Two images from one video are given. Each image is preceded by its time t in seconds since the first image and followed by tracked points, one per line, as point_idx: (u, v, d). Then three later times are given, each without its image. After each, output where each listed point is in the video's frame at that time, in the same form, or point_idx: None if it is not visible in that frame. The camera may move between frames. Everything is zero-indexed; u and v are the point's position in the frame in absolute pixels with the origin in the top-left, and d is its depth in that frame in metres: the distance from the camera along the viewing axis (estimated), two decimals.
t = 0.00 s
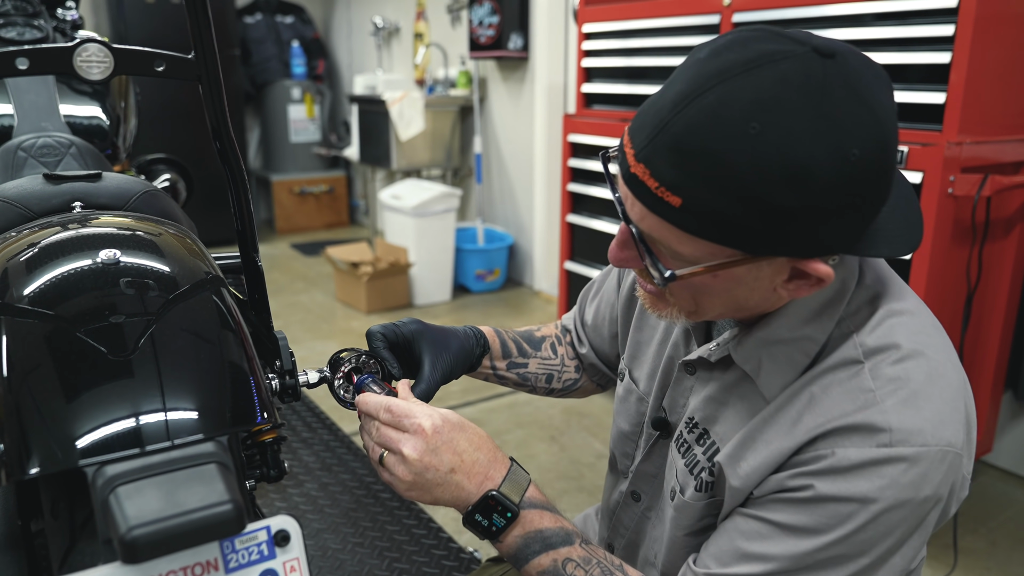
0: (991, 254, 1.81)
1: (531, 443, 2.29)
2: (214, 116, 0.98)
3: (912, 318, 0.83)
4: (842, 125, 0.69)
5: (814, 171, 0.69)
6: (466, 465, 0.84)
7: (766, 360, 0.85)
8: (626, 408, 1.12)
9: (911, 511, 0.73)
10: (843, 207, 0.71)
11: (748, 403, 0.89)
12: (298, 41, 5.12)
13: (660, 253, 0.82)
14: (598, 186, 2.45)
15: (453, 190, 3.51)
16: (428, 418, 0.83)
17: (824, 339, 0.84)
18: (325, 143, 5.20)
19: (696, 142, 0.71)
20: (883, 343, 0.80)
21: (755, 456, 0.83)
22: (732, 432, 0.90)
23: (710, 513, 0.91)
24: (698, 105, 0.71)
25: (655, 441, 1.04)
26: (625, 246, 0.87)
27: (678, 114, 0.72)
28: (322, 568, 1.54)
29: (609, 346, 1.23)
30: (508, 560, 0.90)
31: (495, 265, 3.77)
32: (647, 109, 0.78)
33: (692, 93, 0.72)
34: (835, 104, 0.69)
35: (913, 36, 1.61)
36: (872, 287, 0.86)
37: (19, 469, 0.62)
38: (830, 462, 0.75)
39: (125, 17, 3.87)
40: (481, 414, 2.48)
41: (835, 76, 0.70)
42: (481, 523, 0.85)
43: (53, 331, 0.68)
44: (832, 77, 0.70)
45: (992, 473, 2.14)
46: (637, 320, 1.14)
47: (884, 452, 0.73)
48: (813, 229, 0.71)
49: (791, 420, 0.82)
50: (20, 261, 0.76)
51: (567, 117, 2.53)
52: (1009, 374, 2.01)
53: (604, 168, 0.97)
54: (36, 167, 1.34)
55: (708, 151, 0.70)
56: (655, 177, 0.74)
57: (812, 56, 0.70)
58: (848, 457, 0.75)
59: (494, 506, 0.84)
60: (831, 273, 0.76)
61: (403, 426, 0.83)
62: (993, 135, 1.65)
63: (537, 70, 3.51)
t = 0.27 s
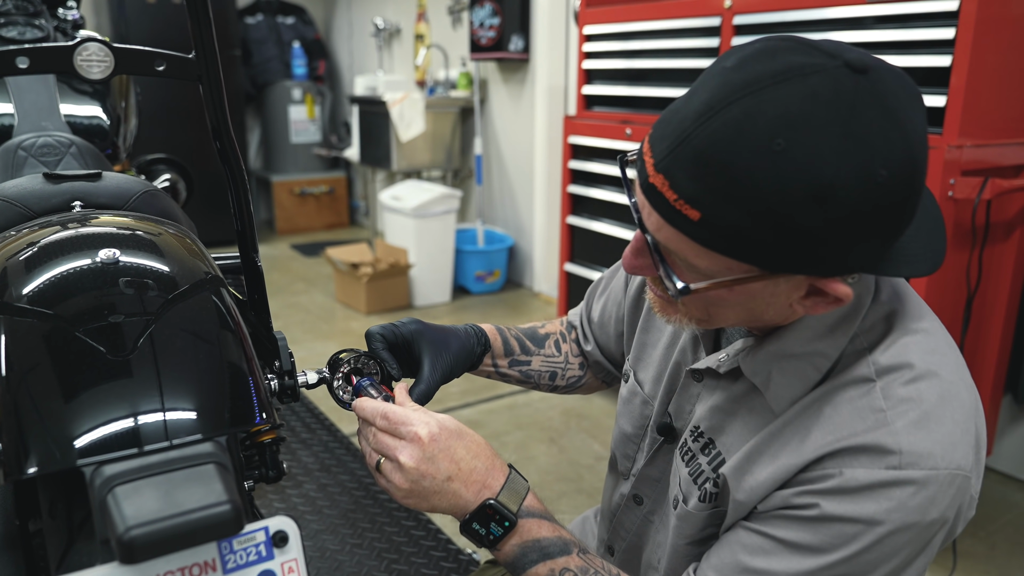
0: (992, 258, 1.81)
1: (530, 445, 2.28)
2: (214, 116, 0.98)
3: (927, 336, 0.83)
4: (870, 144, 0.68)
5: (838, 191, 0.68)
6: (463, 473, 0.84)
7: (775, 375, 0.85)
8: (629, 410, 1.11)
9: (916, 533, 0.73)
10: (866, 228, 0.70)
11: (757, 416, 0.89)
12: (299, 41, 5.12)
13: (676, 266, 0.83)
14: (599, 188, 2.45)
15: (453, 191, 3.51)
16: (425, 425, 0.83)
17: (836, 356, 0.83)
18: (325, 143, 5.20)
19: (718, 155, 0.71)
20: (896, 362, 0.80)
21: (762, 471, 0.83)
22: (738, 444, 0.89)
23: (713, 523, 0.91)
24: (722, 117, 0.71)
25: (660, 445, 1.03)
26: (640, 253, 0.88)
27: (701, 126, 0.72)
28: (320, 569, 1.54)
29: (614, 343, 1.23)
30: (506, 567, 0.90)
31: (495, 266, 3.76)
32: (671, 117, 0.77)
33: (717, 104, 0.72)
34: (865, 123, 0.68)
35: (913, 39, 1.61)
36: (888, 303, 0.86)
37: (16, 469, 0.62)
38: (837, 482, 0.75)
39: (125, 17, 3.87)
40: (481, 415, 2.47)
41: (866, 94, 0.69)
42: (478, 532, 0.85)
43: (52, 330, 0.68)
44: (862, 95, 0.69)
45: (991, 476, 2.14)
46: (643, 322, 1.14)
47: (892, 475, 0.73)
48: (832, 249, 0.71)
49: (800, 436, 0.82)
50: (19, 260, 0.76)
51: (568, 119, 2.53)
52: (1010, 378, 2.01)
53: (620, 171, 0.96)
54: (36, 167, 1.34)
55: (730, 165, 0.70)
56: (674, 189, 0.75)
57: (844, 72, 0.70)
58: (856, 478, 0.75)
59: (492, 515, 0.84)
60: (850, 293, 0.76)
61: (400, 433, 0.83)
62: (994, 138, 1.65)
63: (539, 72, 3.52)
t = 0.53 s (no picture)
0: (991, 260, 1.81)
1: (529, 446, 2.28)
2: (214, 116, 0.98)
3: (927, 340, 0.83)
4: (869, 148, 0.68)
5: (836, 195, 0.68)
6: (462, 476, 0.84)
7: (775, 378, 0.85)
8: (629, 411, 1.12)
9: (915, 537, 0.73)
10: (863, 231, 0.70)
11: (756, 420, 0.89)
12: (300, 41, 5.12)
13: (674, 268, 0.82)
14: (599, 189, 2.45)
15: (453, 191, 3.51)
16: (423, 428, 0.83)
17: (835, 360, 0.83)
18: (326, 144, 5.20)
19: (717, 157, 0.71)
20: (895, 366, 0.80)
21: (760, 473, 0.83)
22: (737, 447, 0.89)
23: (712, 525, 0.91)
24: (721, 119, 0.71)
25: (659, 446, 1.03)
26: (639, 255, 0.88)
27: (700, 128, 0.72)
28: (319, 569, 1.54)
29: (613, 345, 1.23)
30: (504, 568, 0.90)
31: (495, 267, 3.77)
32: (670, 118, 0.77)
33: (716, 106, 0.72)
34: (864, 127, 0.68)
35: (913, 41, 1.61)
36: (887, 307, 0.86)
37: (14, 468, 0.62)
38: (836, 486, 0.75)
39: (127, 17, 3.87)
40: (480, 416, 2.47)
41: (866, 97, 0.69)
42: (477, 535, 0.85)
43: (50, 330, 0.68)
44: (862, 98, 0.69)
45: (990, 478, 2.14)
46: (643, 324, 1.14)
47: (891, 478, 0.73)
48: (830, 252, 0.71)
49: (799, 440, 0.82)
50: (18, 259, 0.76)
51: (568, 120, 2.53)
52: (1009, 381, 2.01)
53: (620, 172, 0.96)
54: (36, 166, 1.34)
55: (728, 168, 0.70)
56: (672, 191, 0.75)
57: (844, 76, 0.70)
58: (854, 481, 0.74)
59: (490, 518, 0.84)
60: (848, 297, 0.76)
61: (398, 435, 0.83)
62: (994, 141, 1.65)
63: (539, 73, 3.52)
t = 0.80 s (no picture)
0: (991, 262, 1.81)
1: (529, 446, 2.28)
2: (216, 117, 0.98)
3: (923, 343, 0.83)
4: (865, 156, 0.68)
5: (831, 203, 0.68)
6: (464, 481, 0.84)
7: (772, 380, 0.85)
8: (628, 413, 1.12)
9: (910, 539, 0.74)
10: (859, 239, 0.71)
11: (753, 422, 0.89)
12: (301, 42, 5.12)
13: (671, 275, 0.83)
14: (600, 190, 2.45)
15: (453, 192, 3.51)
16: (426, 434, 0.83)
17: (832, 362, 0.84)
18: (326, 144, 5.20)
19: (713, 166, 0.71)
20: (892, 369, 0.80)
21: (757, 475, 0.83)
22: (735, 449, 0.90)
23: (710, 525, 0.91)
24: (717, 128, 0.71)
25: (659, 448, 1.04)
26: (635, 260, 0.88)
27: (696, 137, 0.72)
28: (319, 570, 1.54)
29: (613, 346, 1.24)
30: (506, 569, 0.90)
31: (495, 268, 3.77)
32: (666, 125, 0.78)
33: (712, 115, 0.72)
34: (859, 135, 0.68)
35: (914, 43, 1.61)
36: (884, 309, 0.86)
37: (16, 468, 0.62)
38: (832, 488, 0.75)
39: (128, 16, 3.88)
40: (480, 416, 2.47)
41: (861, 105, 0.69)
42: (479, 537, 0.85)
43: (52, 330, 0.68)
44: (858, 106, 0.69)
45: (990, 480, 2.14)
46: (643, 325, 1.14)
47: (887, 481, 0.73)
48: (826, 260, 0.71)
49: (796, 442, 0.82)
50: (20, 260, 0.76)
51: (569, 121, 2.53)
52: (1009, 382, 2.01)
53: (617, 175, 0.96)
54: (37, 166, 1.35)
55: (724, 177, 0.70)
56: (669, 199, 0.75)
57: (839, 84, 0.70)
58: (850, 484, 0.75)
59: (493, 521, 0.84)
60: (843, 303, 0.77)
61: (400, 441, 0.83)
62: (994, 143, 1.65)
63: (540, 74, 3.52)
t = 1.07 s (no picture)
0: (991, 264, 1.81)
1: (529, 447, 2.29)
2: (218, 117, 0.98)
3: (922, 347, 0.83)
4: (862, 163, 0.68)
5: (828, 211, 0.68)
6: (464, 483, 0.84)
7: (771, 384, 0.85)
8: (628, 415, 1.12)
9: (909, 542, 0.74)
10: (856, 246, 0.71)
11: (753, 425, 0.89)
12: (301, 42, 5.12)
13: (669, 280, 0.83)
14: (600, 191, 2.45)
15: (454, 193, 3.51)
16: (426, 437, 0.83)
17: (830, 365, 0.84)
18: (327, 144, 5.20)
19: (710, 174, 0.71)
20: (890, 373, 0.80)
21: (755, 479, 0.83)
22: (733, 452, 0.89)
23: (709, 528, 0.91)
24: (713, 135, 0.71)
25: (659, 450, 1.04)
26: (633, 266, 0.88)
27: (692, 144, 0.72)
28: (318, 570, 1.54)
29: (613, 347, 1.24)
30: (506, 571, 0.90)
31: (495, 268, 3.77)
32: (663, 132, 0.78)
33: (708, 122, 0.72)
34: (856, 143, 0.68)
35: (915, 46, 1.61)
36: (883, 313, 0.86)
37: (17, 468, 0.62)
38: (831, 492, 0.75)
39: (129, 16, 3.88)
40: (480, 417, 2.47)
41: (858, 112, 0.69)
42: (478, 539, 0.85)
43: (54, 330, 0.68)
44: (854, 114, 0.69)
45: (989, 482, 2.14)
46: (643, 328, 1.14)
47: (885, 485, 0.73)
48: (822, 268, 0.72)
49: (795, 446, 0.82)
50: (21, 259, 0.76)
51: (569, 122, 2.53)
52: (1008, 385, 2.01)
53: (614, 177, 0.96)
54: (38, 166, 1.35)
55: (721, 185, 0.70)
56: (665, 206, 0.75)
57: (836, 91, 0.70)
58: (849, 488, 0.75)
59: (492, 523, 0.84)
60: (841, 309, 0.77)
61: (400, 442, 0.83)
62: (994, 145, 1.66)
63: (540, 75, 3.52)
